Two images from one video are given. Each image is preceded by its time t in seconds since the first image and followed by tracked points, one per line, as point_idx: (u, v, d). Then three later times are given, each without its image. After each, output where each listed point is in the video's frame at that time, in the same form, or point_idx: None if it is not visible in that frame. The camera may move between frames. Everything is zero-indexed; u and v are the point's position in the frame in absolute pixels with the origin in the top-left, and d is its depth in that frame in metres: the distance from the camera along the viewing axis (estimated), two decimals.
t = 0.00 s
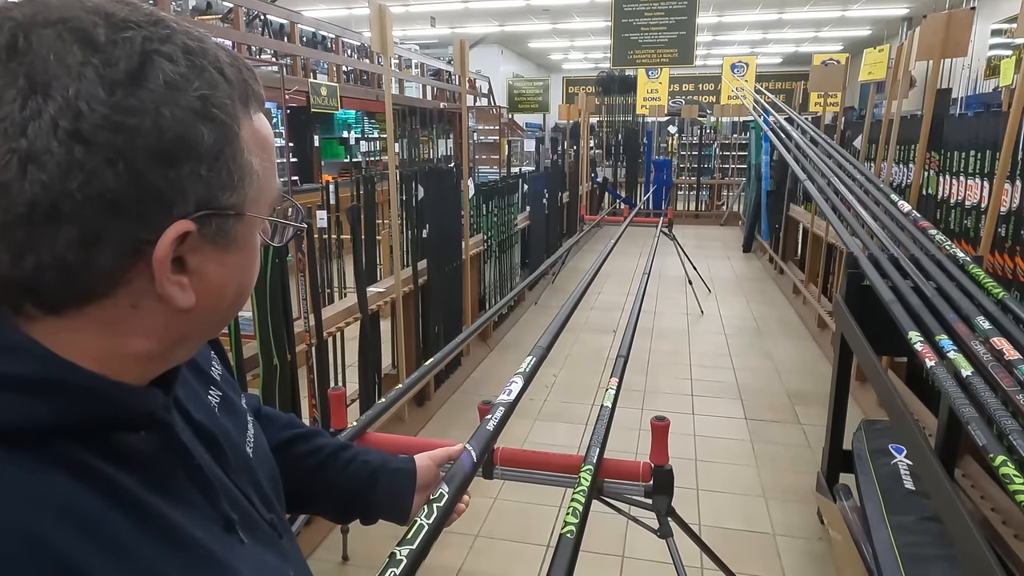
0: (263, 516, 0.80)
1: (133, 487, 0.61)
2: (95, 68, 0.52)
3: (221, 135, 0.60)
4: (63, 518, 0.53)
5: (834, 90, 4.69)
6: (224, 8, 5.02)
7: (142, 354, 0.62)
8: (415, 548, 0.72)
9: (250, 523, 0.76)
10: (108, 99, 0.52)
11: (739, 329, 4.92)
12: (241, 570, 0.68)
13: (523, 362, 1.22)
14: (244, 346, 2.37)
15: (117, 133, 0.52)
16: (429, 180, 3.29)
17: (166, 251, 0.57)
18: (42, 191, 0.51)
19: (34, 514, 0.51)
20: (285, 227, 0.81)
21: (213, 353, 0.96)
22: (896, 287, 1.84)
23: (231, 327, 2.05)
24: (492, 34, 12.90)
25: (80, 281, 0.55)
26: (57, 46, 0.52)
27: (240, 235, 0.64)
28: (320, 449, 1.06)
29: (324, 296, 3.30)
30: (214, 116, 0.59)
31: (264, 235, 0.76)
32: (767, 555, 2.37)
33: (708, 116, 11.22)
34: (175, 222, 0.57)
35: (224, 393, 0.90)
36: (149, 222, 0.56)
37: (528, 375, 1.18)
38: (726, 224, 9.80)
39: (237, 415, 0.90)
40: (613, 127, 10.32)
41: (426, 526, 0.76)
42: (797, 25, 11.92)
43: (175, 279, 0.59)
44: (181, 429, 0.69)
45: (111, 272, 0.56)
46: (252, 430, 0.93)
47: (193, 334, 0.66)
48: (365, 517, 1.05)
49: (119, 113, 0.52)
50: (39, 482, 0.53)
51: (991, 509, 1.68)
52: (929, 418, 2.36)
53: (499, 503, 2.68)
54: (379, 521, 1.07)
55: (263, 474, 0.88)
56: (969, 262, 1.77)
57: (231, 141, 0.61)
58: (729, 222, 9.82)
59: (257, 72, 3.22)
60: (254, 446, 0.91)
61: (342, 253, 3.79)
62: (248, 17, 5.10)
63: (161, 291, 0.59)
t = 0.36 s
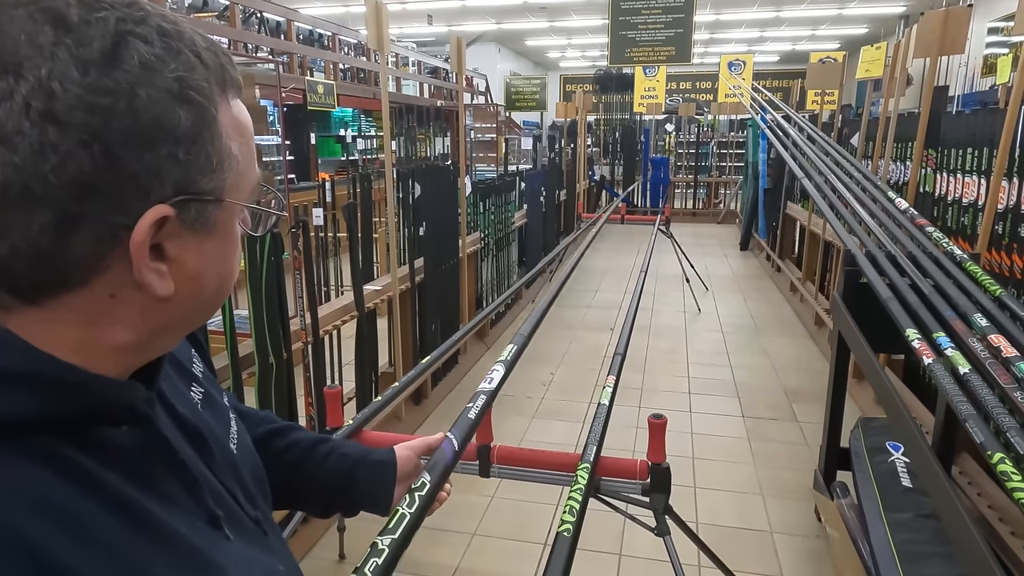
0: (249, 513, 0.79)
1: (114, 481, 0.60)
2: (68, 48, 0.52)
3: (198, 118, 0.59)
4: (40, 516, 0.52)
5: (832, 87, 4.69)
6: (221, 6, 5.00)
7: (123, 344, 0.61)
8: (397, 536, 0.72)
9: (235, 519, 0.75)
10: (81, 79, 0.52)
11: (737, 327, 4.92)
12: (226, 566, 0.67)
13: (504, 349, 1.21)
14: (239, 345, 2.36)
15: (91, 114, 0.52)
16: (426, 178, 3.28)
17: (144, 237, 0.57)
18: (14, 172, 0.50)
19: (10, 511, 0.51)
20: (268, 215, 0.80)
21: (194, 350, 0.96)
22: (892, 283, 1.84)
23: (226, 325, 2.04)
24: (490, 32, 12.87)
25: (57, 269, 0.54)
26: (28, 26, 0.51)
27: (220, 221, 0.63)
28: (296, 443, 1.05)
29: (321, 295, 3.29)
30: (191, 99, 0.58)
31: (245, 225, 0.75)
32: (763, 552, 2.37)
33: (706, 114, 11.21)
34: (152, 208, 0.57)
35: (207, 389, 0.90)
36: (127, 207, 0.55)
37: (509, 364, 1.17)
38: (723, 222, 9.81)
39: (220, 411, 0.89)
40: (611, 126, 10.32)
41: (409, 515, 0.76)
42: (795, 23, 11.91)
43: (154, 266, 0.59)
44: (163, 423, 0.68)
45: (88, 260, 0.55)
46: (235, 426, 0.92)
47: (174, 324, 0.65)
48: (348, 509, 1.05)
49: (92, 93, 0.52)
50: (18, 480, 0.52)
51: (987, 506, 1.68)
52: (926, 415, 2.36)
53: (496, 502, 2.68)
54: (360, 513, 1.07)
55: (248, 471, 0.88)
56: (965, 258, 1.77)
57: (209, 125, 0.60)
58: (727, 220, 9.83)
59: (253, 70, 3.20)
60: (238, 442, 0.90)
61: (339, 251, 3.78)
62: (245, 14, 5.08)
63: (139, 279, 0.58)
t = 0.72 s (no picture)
0: (238, 514, 0.79)
1: (103, 486, 0.60)
2: (51, 47, 0.51)
3: (185, 118, 0.59)
4: (30, 525, 0.52)
5: (828, 86, 4.69)
6: (217, 4, 4.99)
7: (109, 347, 0.61)
8: (386, 529, 0.72)
9: (224, 521, 0.75)
10: (67, 80, 0.51)
11: (733, 325, 4.93)
12: (217, 570, 0.67)
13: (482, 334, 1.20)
14: (235, 344, 2.36)
15: (77, 115, 0.52)
16: (423, 177, 3.29)
17: (131, 239, 0.56)
18: None
19: None
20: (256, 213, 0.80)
21: (175, 351, 0.95)
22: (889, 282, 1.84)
23: (222, 325, 2.04)
24: (486, 30, 12.85)
25: (42, 272, 0.54)
26: (10, 25, 0.51)
27: (206, 223, 0.63)
28: (281, 438, 1.05)
29: (317, 294, 3.29)
30: (177, 99, 0.58)
31: (232, 225, 0.75)
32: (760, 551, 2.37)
33: (703, 112, 11.22)
34: (139, 210, 0.56)
35: (190, 391, 0.89)
36: (112, 209, 0.55)
37: (485, 346, 1.15)
38: (720, 220, 9.82)
39: (205, 413, 0.89)
40: (608, 124, 10.32)
41: (396, 505, 0.76)
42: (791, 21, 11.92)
43: (140, 269, 0.58)
44: (151, 426, 0.68)
45: (73, 262, 0.55)
46: (220, 428, 0.91)
47: (161, 327, 0.64)
48: (334, 503, 1.05)
49: (77, 94, 0.52)
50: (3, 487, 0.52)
51: (983, 505, 1.69)
52: (922, 414, 2.36)
53: (493, 501, 2.68)
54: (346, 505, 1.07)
55: (235, 474, 0.87)
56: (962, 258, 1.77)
57: (196, 124, 0.60)
58: (724, 218, 9.84)
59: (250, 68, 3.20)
60: (224, 444, 0.90)
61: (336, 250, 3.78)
62: (241, 12, 5.07)
63: (128, 280, 0.58)
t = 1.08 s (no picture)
0: (237, 508, 0.79)
1: (104, 479, 0.60)
2: (45, 45, 0.51)
3: (179, 114, 0.59)
4: (31, 518, 0.52)
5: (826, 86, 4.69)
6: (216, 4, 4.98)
7: (107, 343, 0.61)
8: (389, 530, 0.72)
9: (224, 515, 0.75)
10: (61, 77, 0.51)
11: (733, 325, 4.93)
12: (218, 562, 0.67)
13: (489, 340, 1.20)
14: (234, 345, 2.36)
15: (72, 112, 0.52)
16: (422, 177, 3.29)
17: (128, 234, 0.56)
18: None
19: None
20: (250, 212, 0.80)
21: (176, 348, 0.95)
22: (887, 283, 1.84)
23: (221, 325, 2.04)
24: (486, 30, 12.84)
25: (40, 268, 0.54)
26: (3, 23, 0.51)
27: (201, 217, 0.63)
28: (284, 438, 1.05)
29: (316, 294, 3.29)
30: (171, 94, 0.58)
31: (226, 220, 0.75)
32: (759, 550, 2.37)
33: (702, 112, 11.22)
34: (135, 205, 0.56)
35: (190, 386, 0.89)
36: (107, 204, 0.55)
37: (494, 354, 1.16)
38: (719, 220, 9.82)
39: (205, 408, 0.89)
40: (607, 124, 10.31)
41: (399, 507, 0.76)
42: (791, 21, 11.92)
43: (138, 264, 0.58)
44: (150, 420, 0.68)
45: (70, 258, 0.55)
46: (220, 424, 0.91)
47: (158, 322, 0.65)
48: (336, 503, 1.05)
49: (72, 91, 0.52)
50: (5, 479, 0.52)
51: (981, 504, 1.69)
52: (921, 414, 2.36)
53: (492, 501, 2.68)
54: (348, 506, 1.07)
55: (235, 469, 0.88)
56: (960, 257, 1.77)
57: (189, 120, 0.60)
58: (723, 218, 9.83)
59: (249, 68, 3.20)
60: (224, 440, 0.90)
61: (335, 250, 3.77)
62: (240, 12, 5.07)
63: (125, 277, 0.58)
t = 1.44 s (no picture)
0: (245, 508, 0.79)
1: (116, 475, 0.60)
2: (59, 51, 0.52)
3: (191, 121, 0.59)
4: (42, 510, 0.52)
5: (826, 87, 4.69)
6: (216, 4, 4.98)
7: (113, 346, 0.61)
8: (400, 533, 0.72)
9: (232, 513, 0.75)
10: (73, 82, 0.52)
11: (733, 325, 4.93)
12: (227, 560, 0.67)
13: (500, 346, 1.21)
14: (235, 345, 2.36)
15: (81, 117, 0.52)
16: (422, 177, 3.29)
17: (134, 241, 0.57)
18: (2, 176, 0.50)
19: (10, 506, 0.51)
20: (260, 218, 0.81)
21: (187, 347, 0.95)
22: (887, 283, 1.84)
23: (221, 325, 2.04)
24: (485, 31, 12.85)
25: (45, 270, 0.54)
26: (16, 25, 0.51)
27: (209, 226, 0.64)
28: (294, 438, 1.05)
29: (316, 294, 3.29)
30: (183, 103, 0.58)
31: (236, 228, 0.75)
32: (758, 550, 2.37)
33: (701, 113, 11.23)
34: (142, 212, 0.57)
35: (201, 385, 0.90)
36: (114, 210, 0.55)
37: (506, 361, 1.17)
38: (719, 221, 9.82)
39: (215, 407, 0.89)
40: (607, 125, 10.31)
41: (411, 510, 0.76)
42: (790, 22, 11.93)
43: (142, 270, 0.59)
44: (159, 420, 0.69)
45: (76, 261, 0.55)
46: (230, 423, 0.92)
47: (163, 326, 0.65)
48: (345, 503, 1.05)
49: (83, 97, 0.52)
50: (14, 474, 0.52)
51: (981, 504, 1.69)
52: (920, 413, 2.37)
53: (491, 501, 2.68)
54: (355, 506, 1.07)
55: (243, 468, 0.88)
56: (959, 258, 1.78)
57: (201, 129, 0.60)
58: (723, 219, 9.84)
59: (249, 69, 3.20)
60: (234, 439, 0.90)
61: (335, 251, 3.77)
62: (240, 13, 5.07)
63: (129, 283, 0.58)
